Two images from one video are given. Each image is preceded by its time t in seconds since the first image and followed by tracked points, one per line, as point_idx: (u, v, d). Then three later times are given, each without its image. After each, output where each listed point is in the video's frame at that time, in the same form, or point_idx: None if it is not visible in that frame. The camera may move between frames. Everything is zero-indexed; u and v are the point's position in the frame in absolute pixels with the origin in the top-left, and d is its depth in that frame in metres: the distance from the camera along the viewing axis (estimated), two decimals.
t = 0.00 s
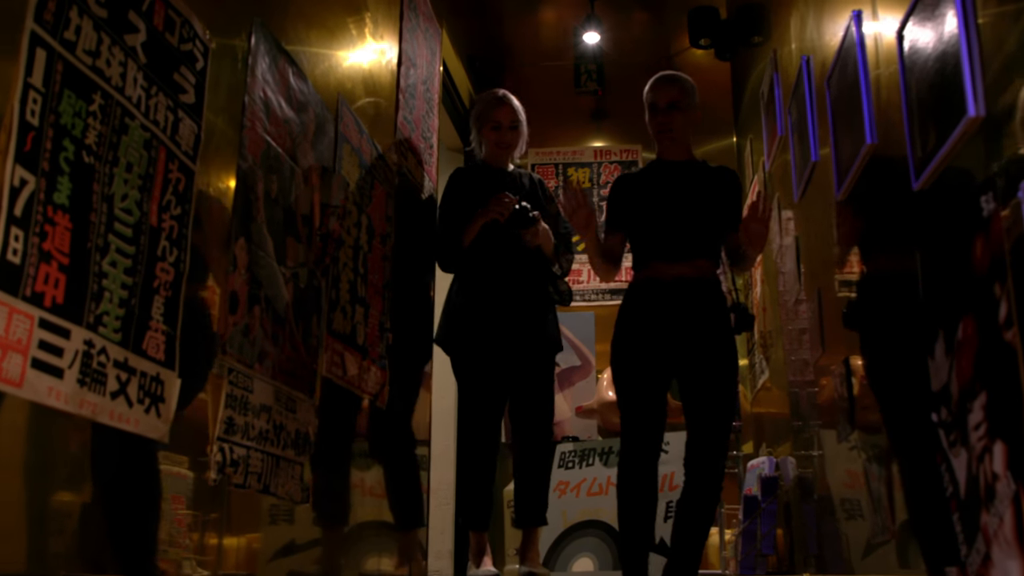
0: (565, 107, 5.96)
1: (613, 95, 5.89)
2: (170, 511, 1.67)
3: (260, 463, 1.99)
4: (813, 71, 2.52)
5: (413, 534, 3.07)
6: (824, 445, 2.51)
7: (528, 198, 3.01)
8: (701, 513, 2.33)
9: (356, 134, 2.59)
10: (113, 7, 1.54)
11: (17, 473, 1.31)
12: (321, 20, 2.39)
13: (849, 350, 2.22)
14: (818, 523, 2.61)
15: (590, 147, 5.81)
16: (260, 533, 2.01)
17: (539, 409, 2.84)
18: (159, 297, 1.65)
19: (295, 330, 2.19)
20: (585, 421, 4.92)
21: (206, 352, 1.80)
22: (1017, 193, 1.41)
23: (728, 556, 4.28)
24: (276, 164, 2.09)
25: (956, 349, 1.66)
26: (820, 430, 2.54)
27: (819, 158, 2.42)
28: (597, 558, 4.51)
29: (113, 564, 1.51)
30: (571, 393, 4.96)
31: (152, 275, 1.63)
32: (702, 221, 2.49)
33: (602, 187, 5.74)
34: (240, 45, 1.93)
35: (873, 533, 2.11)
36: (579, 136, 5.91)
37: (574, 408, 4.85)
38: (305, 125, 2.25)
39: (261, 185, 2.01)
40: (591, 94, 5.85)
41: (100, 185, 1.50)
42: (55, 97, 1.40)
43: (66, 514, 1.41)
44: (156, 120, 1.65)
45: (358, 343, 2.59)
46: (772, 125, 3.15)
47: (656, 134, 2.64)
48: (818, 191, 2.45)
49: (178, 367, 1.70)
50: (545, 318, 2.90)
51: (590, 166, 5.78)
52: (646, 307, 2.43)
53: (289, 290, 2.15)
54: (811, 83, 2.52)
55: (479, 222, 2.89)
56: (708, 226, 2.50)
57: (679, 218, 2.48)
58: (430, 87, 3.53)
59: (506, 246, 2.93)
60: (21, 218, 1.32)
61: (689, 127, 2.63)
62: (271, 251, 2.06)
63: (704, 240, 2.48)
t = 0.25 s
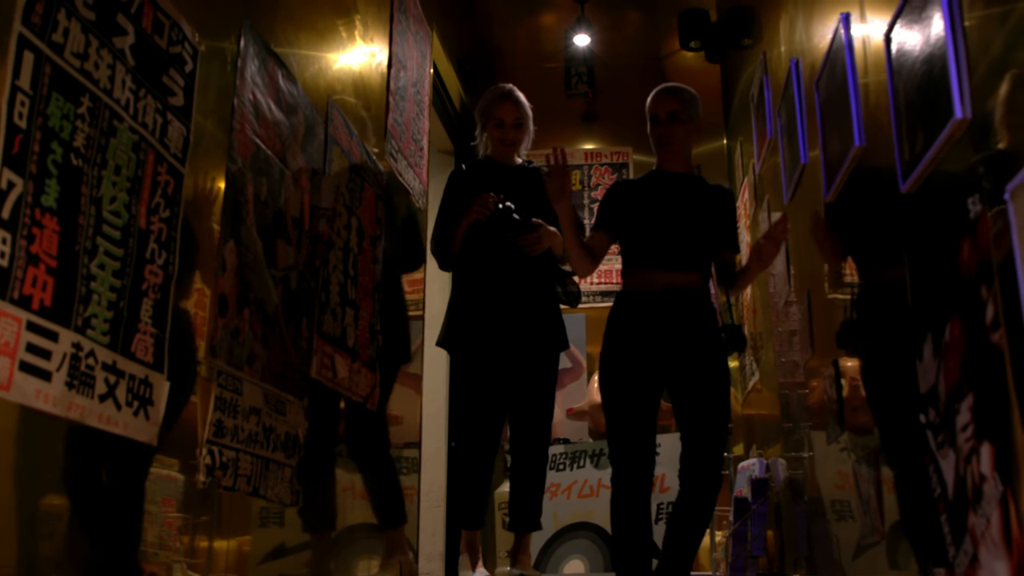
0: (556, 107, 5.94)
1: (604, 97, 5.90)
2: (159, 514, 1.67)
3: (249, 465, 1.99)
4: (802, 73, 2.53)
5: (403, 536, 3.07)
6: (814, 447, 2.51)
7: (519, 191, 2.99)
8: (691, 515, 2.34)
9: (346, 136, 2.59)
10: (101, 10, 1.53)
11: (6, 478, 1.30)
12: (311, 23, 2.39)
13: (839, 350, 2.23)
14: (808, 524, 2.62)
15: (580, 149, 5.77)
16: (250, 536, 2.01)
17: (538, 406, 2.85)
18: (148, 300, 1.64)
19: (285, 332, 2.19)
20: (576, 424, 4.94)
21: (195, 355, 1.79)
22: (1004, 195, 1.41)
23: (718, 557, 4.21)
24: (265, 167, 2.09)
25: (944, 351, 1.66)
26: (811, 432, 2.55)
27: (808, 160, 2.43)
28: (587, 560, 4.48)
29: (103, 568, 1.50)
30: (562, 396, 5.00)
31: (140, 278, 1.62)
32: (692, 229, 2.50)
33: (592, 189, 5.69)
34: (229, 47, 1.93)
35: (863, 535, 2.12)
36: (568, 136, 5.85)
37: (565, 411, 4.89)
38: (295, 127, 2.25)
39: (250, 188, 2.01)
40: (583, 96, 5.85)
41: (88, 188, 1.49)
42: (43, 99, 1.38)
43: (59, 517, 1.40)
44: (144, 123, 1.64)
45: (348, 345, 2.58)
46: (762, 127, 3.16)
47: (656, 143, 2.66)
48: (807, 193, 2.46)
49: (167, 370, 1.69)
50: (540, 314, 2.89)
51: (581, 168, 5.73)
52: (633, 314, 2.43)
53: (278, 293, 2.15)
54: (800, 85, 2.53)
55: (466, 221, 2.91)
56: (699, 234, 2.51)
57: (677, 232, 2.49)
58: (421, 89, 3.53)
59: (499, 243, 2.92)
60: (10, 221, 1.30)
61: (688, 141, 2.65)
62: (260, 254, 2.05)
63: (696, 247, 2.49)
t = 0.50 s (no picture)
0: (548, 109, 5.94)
1: (596, 100, 5.91)
2: (147, 515, 1.66)
3: (237, 466, 1.99)
4: (792, 78, 2.54)
5: (391, 537, 3.07)
6: (802, 450, 2.52)
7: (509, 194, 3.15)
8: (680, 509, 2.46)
9: (337, 137, 2.60)
10: (91, 8, 1.51)
11: None
12: (302, 23, 2.39)
13: (827, 354, 2.24)
14: (796, 528, 2.63)
15: (571, 152, 5.72)
16: (238, 537, 2.01)
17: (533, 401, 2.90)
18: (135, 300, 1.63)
19: (274, 333, 2.19)
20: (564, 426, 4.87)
21: (183, 355, 1.79)
22: (991, 201, 1.42)
23: (706, 560, 4.24)
24: (256, 167, 2.09)
25: (930, 355, 1.67)
26: (799, 435, 2.56)
27: (798, 164, 2.44)
28: (576, 562, 4.48)
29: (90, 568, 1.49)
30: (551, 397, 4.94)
31: (128, 277, 1.61)
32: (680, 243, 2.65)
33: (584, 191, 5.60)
34: (220, 47, 1.93)
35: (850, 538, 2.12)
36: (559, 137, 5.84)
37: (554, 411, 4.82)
38: (285, 128, 2.25)
39: (239, 188, 2.00)
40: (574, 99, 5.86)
41: (76, 186, 1.47)
42: (31, 97, 1.36)
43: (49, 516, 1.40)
44: (134, 122, 1.63)
45: (337, 346, 2.58)
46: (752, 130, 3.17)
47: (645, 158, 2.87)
48: (797, 197, 2.47)
49: (154, 370, 1.68)
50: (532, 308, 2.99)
51: (572, 170, 5.64)
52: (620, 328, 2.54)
53: (267, 294, 2.15)
54: (791, 89, 2.54)
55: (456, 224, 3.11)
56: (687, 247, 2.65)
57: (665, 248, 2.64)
58: (412, 90, 3.53)
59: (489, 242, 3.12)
60: None
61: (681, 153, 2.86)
62: (249, 255, 2.05)
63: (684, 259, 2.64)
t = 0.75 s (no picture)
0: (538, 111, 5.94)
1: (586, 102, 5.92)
2: (135, 515, 1.66)
3: (223, 467, 1.98)
4: (782, 81, 2.55)
5: (379, 538, 3.07)
6: (790, 453, 2.53)
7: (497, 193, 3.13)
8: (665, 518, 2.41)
9: (326, 137, 2.59)
10: (79, 6, 1.50)
11: None
12: (292, 23, 2.38)
13: (816, 358, 2.24)
14: (783, 530, 2.64)
15: (562, 153, 5.72)
16: (225, 537, 2.00)
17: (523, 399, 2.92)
18: (122, 299, 1.62)
19: (262, 333, 2.18)
20: (554, 429, 4.90)
21: (170, 355, 1.78)
22: (978, 206, 1.42)
23: (694, 562, 4.29)
24: (244, 167, 2.08)
25: (917, 359, 1.68)
26: (787, 438, 2.56)
27: (787, 167, 2.44)
28: (563, 563, 4.54)
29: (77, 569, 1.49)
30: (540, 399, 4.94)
31: (115, 277, 1.60)
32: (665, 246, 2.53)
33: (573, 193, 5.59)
34: (209, 46, 1.92)
35: (837, 541, 2.13)
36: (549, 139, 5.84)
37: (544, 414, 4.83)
38: (274, 128, 2.24)
39: (228, 188, 2.00)
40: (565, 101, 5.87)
41: (63, 185, 1.47)
42: (19, 96, 1.35)
43: (36, 518, 1.39)
44: (121, 121, 1.62)
45: (325, 347, 2.58)
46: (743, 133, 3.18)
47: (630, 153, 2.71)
48: (786, 201, 2.47)
49: (141, 369, 1.67)
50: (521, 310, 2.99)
51: (562, 172, 5.65)
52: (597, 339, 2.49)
53: (255, 294, 2.14)
54: (780, 92, 2.54)
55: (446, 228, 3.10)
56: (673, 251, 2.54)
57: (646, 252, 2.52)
58: (402, 91, 3.53)
59: (478, 243, 3.08)
60: None
61: (666, 152, 2.73)
62: (237, 255, 2.05)
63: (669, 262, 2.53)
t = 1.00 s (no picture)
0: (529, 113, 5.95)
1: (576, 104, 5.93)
2: (124, 518, 1.65)
3: (212, 469, 1.97)
4: (771, 83, 2.56)
5: (369, 540, 3.07)
6: (780, 454, 2.53)
7: (490, 186, 3.19)
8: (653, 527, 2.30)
9: (315, 139, 2.59)
10: (66, 7, 1.49)
11: None
12: (282, 25, 2.38)
13: (805, 359, 2.25)
14: (773, 532, 2.64)
15: (552, 155, 5.72)
16: (214, 540, 2.00)
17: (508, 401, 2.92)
18: (109, 301, 1.61)
19: (251, 335, 2.18)
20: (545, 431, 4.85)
21: (158, 357, 1.78)
22: (965, 208, 1.43)
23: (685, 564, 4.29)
24: (233, 169, 2.08)
25: (905, 360, 1.68)
26: (776, 439, 2.56)
27: (776, 170, 2.45)
28: (555, 565, 4.54)
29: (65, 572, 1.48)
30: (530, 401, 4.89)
31: (102, 279, 1.59)
32: (654, 246, 2.54)
33: (563, 195, 5.61)
34: (198, 48, 1.92)
35: (826, 542, 2.13)
36: (539, 142, 5.86)
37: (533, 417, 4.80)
38: (263, 130, 2.24)
39: (216, 190, 2.00)
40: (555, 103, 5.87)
41: (50, 187, 1.46)
42: (5, 96, 1.34)
43: (22, 522, 1.38)
44: (109, 122, 1.61)
45: (314, 349, 2.57)
46: (732, 135, 3.19)
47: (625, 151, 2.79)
48: (775, 203, 2.48)
49: (128, 372, 1.66)
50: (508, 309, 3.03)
51: (553, 174, 5.66)
52: (580, 342, 2.51)
53: (244, 296, 2.14)
54: (769, 95, 2.55)
55: (438, 220, 3.09)
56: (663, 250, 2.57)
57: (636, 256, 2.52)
58: (392, 93, 3.53)
59: (465, 244, 3.14)
60: None
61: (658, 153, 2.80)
62: (226, 257, 2.04)
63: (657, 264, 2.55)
